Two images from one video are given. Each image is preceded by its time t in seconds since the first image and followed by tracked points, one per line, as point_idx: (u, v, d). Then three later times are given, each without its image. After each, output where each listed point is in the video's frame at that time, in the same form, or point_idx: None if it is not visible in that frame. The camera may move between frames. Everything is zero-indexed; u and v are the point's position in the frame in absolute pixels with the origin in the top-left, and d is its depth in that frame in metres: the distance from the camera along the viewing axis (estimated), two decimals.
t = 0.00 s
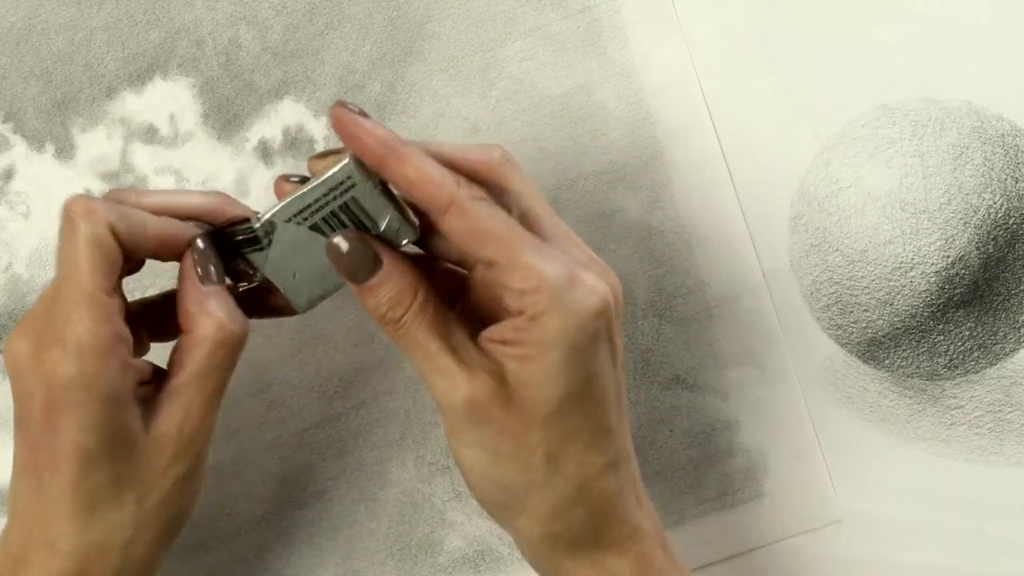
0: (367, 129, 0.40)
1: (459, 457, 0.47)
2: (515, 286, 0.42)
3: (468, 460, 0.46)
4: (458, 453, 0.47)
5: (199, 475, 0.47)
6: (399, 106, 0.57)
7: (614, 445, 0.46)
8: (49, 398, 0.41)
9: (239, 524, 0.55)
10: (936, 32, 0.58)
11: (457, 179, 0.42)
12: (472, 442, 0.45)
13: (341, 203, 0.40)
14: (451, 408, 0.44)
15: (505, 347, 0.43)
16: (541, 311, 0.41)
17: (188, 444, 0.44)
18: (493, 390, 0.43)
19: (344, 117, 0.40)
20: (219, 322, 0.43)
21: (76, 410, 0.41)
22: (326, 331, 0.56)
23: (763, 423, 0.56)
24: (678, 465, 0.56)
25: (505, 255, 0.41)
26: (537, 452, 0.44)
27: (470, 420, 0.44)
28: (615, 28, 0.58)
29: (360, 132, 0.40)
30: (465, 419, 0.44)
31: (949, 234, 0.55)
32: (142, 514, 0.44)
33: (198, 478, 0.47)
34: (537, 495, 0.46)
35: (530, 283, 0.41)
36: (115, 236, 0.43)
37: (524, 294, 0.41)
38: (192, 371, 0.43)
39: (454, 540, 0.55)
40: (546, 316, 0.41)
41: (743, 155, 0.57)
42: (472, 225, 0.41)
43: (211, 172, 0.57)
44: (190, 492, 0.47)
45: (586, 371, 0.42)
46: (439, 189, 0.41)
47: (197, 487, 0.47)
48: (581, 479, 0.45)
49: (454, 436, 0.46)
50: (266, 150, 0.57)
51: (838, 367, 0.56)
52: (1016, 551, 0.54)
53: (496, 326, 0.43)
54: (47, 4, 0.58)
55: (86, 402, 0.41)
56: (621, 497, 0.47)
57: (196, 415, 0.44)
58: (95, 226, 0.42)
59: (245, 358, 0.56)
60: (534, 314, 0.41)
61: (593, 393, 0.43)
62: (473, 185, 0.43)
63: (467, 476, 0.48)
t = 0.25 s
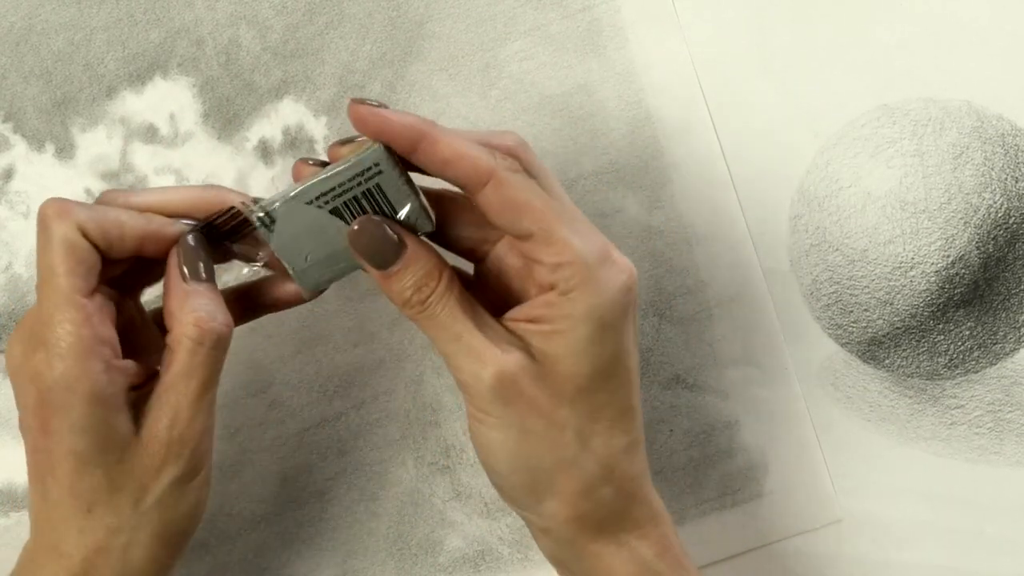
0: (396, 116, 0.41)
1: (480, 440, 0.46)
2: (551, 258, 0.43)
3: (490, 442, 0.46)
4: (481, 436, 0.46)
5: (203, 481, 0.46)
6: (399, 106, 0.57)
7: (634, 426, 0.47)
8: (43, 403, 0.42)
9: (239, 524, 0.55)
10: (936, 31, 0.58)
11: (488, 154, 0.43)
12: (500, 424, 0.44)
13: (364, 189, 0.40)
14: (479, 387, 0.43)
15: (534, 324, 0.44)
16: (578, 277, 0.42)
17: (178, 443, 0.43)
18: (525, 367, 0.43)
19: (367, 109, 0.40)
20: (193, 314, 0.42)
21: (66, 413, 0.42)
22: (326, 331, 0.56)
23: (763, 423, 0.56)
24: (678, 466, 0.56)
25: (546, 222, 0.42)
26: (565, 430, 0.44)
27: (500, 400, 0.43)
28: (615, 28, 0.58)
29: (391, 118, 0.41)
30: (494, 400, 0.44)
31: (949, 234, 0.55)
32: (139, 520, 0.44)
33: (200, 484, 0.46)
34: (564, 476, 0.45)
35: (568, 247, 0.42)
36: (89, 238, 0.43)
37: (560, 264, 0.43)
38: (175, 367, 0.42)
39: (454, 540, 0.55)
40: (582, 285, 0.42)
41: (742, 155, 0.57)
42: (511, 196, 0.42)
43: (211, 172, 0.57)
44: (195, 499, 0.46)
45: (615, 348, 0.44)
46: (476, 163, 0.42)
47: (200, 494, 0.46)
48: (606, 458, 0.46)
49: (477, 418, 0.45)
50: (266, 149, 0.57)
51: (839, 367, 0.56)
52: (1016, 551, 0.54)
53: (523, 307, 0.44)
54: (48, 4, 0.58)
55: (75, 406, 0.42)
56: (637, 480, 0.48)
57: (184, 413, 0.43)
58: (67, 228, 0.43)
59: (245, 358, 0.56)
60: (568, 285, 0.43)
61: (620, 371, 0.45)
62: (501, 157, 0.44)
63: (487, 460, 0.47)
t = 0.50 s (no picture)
0: (400, 142, 0.41)
1: (470, 458, 0.46)
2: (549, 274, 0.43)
3: (481, 461, 0.45)
4: (471, 455, 0.46)
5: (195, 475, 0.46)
6: (399, 106, 0.57)
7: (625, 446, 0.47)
8: (31, 404, 0.42)
9: (239, 524, 0.55)
10: (936, 30, 0.58)
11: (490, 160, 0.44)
12: (491, 443, 0.44)
13: (361, 211, 0.40)
14: (472, 407, 0.43)
15: (525, 343, 0.44)
16: (578, 292, 0.43)
17: (161, 435, 0.43)
18: (518, 388, 0.43)
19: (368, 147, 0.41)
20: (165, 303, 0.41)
21: (53, 409, 0.42)
22: (326, 331, 0.56)
23: (763, 423, 0.56)
24: (678, 465, 0.56)
25: (551, 234, 0.43)
26: (557, 449, 0.44)
27: (492, 421, 0.43)
28: (615, 28, 0.58)
29: (395, 144, 0.41)
30: (483, 419, 0.43)
31: (949, 234, 0.55)
32: (130, 516, 0.44)
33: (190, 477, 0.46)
34: (555, 495, 0.45)
35: (572, 260, 0.43)
36: (58, 236, 0.43)
37: (558, 281, 0.43)
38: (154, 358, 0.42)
39: (454, 540, 0.55)
40: (580, 302, 0.43)
41: (742, 155, 0.57)
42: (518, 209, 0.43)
43: (210, 172, 0.57)
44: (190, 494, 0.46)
45: (607, 368, 0.44)
46: (482, 176, 0.43)
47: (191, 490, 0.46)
48: (597, 477, 0.46)
49: (468, 436, 0.45)
50: (266, 149, 0.57)
51: (838, 367, 0.56)
52: (1016, 551, 0.54)
53: (515, 325, 0.45)
54: (48, 4, 0.58)
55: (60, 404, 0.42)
56: (627, 496, 0.47)
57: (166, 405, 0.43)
58: (35, 227, 0.42)
59: (245, 358, 0.56)
60: (563, 302, 0.43)
61: (611, 392, 0.45)
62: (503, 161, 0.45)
63: (477, 479, 0.47)
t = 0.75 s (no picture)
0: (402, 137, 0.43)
1: (474, 454, 0.44)
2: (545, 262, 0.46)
3: (488, 455, 0.44)
4: (477, 450, 0.44)
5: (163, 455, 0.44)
6: (399, 106, 0.57)
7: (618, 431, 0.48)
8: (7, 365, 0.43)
9: (239, 524, 0.55)
10: (936, 30, 0.58)
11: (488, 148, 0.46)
12: (500, 433, 0.43)
13: (360, 208, 0.40)
14: (482, 397, 0.42)
15: (524, 332, 0.45)
16: (574, 277, 0.45)
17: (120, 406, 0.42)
18: (526, 372, 0.43)
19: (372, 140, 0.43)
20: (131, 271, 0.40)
21: (21, 370, 0.42)
22: (327, 331, 0.56)
23: (763, 423, 0.56)
24: (678, 466, 0.56)
25: (547, 220, 0.46)
26: (564, 433, 0.44)
27: (503, 407, 0.42)
28: (615, 28, 0.58)
29: (399, 137, 0.43)
30: (494, 407, 0.42)
31: (949, 234, 0.55)
32: (91, 486, 0.43)
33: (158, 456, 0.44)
34: (566, 481, 0.45)
35: (567, 244, 0.46)
36: (36, 202, 0.44)
37: (554, 267, 0.46)
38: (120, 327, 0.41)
39: (454, 540, 0.55)
40: (577, 285, 0.45)
41: (743, 156, 0.57)
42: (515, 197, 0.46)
43: (210, 172, 0.57)
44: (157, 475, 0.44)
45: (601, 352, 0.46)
46: (483, 163, 0.46)
47: (158, 468, 0.44)
48: (601, 460, 0.46)
49: (475, 430, 0.44)
50: (266, 150, 0.57)
51: (838, 367, 0.56)
52: (1016, 552, 0.54)
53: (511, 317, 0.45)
54: (48, 4, 0.58)
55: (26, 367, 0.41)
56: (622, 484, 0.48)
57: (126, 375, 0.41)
58: (16, 194, 0.43)
59: (243, 358, 0.56)
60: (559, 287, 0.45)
61: (605, 375, 0.46)
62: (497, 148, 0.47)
63: (482, 476, 0.45)
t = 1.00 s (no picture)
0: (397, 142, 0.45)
1: (479, 453, 0.44)
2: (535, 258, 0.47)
3: (495, 450, 0.43)
4: (483, 447, 0.43)
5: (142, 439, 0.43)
6: (399, 106, 0.57)
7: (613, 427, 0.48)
8: None
9: (240, 524, 0.55)
10: (936, 29, 0.58)
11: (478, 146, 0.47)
12: (507, 426, 0.42)
13: (355, 213, 0.40)
14: (487, 391, 0.42)
15: (519, 330, 0.45)
16: (563, 271, 0.47)
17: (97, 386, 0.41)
18: (528, 365, 0.43)
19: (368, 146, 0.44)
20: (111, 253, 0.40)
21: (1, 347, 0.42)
22: (327, 331, 0.56)
23: (763, 423, 0.56)
24: (678, 466, 0.56)
25: (536, 215, 0.48)
26: (568, 425, 0.44)
27: (508, 399, 0.42)
28: (615, 28, 0.58)
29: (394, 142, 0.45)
30: (499, 403, 0.42)
31: (949, 234, 0.55)
32: (65, 467, 0.42)
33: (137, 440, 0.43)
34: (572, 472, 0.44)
35: (556, 240, 0.48)
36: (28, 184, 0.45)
37: (544, 263, 0.47)
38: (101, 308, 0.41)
39: (454, 540, 0.55)
40: (567, 278, 0.47)
41: (743, 156, 0.57)
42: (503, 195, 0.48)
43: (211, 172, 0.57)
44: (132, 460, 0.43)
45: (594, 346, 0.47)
46: (476, 161, 0.47)
47: (135, 452, 0.43)
48: (604, 452, 0.46)
49: (481, 425, 0.43)
50: (266, 150, 0.57)
51: (838, 367, 0.56)
52: (1015, 551, 0.54)
53: (506, 316, 0.46)
54: (48, 4, 0.58)
55: (10, 348, 0.42)
56: (622, 481, 0.47)
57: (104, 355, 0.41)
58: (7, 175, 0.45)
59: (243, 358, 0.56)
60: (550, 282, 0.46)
61: (599, 370, 0.47)
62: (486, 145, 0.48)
63: (489, 475, 0.44)
